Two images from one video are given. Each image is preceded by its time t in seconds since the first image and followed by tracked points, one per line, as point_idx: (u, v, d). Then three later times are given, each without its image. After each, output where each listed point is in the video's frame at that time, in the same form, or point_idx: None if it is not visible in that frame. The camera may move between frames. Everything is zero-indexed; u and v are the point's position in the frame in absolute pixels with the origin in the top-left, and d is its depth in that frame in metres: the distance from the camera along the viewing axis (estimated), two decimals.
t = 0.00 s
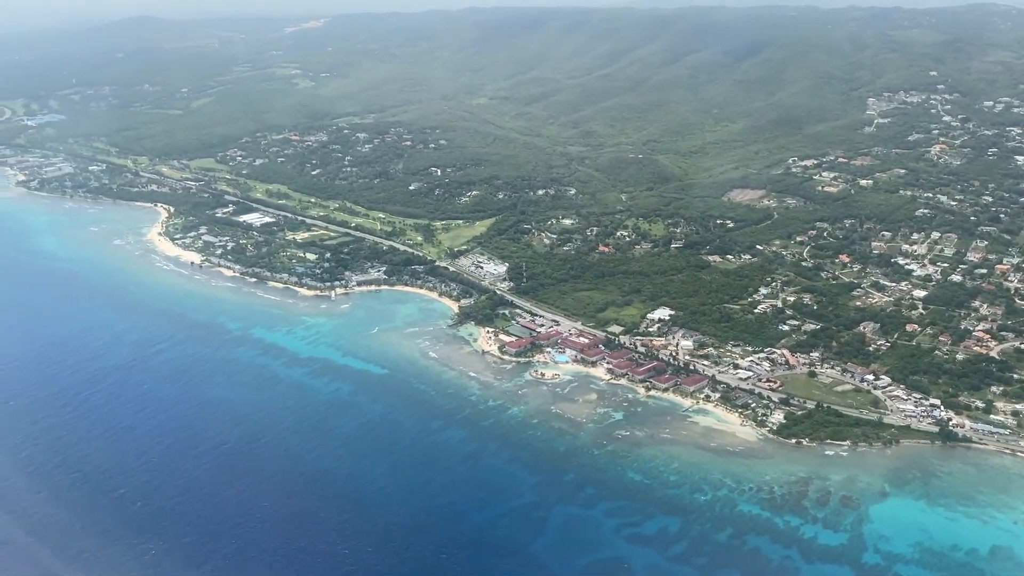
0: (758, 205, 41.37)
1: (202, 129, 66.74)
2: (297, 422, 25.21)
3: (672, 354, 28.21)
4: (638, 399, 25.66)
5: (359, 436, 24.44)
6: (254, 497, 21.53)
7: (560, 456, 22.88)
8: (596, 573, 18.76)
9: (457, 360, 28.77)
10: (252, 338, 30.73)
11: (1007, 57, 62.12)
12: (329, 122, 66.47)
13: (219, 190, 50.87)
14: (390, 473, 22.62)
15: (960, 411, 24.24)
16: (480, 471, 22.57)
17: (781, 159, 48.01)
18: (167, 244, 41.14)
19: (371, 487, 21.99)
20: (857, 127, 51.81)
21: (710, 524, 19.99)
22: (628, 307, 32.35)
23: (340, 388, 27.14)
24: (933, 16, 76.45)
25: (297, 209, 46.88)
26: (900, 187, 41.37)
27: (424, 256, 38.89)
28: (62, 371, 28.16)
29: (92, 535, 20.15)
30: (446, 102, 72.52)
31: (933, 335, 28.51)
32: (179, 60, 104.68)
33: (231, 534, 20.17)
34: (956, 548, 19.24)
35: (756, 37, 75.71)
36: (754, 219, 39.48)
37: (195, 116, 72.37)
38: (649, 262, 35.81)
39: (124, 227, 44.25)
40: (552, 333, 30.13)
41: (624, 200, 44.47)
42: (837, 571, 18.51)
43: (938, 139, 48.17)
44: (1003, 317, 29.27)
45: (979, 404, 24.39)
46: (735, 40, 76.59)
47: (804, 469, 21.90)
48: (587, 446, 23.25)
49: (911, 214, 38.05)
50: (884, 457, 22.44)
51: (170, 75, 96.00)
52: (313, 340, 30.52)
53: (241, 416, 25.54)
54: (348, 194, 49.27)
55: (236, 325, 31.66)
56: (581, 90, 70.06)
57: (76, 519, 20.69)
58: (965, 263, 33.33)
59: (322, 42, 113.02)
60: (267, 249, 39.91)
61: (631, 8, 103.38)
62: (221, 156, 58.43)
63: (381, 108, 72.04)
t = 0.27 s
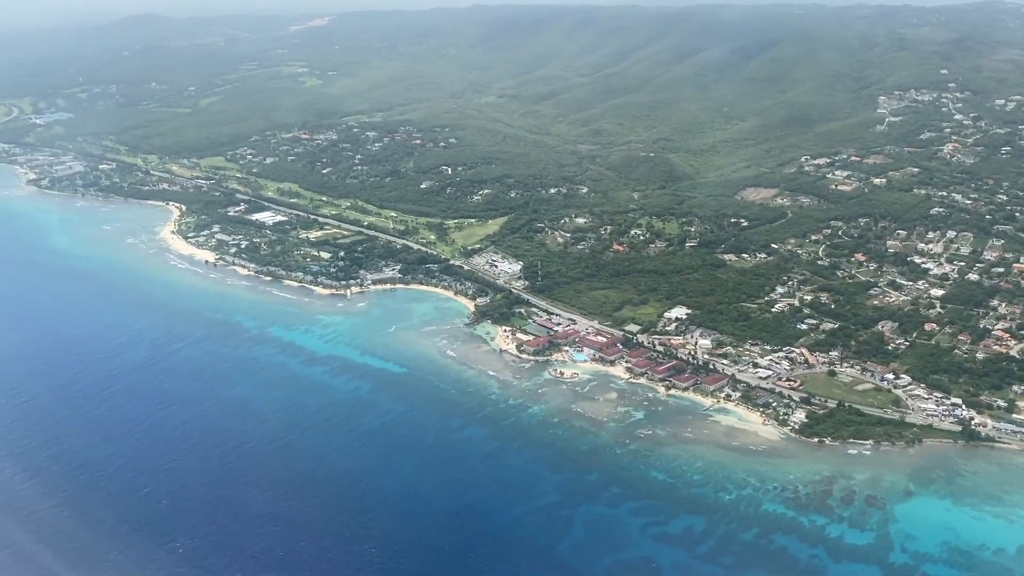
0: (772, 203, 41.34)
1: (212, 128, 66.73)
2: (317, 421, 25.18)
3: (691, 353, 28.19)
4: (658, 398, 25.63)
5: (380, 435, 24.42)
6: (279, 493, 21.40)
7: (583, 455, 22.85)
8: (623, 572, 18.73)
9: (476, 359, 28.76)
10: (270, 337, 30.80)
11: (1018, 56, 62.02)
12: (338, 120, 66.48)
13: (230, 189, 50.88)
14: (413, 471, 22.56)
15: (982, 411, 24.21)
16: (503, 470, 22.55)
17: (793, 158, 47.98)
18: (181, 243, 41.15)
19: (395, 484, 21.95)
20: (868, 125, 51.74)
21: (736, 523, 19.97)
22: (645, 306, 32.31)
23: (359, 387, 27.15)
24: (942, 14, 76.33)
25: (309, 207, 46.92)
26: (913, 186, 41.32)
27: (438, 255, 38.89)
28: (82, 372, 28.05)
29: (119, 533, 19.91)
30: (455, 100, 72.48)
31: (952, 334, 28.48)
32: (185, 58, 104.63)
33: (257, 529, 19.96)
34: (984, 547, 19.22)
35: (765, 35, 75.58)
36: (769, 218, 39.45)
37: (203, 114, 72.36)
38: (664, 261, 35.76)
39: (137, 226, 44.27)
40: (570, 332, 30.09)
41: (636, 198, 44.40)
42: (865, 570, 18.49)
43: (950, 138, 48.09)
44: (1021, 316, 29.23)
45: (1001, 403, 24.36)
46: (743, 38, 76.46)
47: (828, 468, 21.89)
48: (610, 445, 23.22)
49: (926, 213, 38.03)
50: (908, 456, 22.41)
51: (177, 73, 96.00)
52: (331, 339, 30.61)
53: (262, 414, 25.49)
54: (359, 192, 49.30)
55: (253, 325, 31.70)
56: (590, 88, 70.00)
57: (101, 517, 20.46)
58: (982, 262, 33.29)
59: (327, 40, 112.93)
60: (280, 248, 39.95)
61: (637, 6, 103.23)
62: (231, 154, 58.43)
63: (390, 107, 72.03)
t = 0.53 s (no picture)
0: (786, 202, 41.30)
1: (221, 126, 66.71)
2: (337, 419, 25.20)
3: (710, 352, 28.16)
4: (678, 397, 25.60)
5: (401, 434, 24.42)
6: (303, 493, 21.38)
7: (606, 454, 22.84)
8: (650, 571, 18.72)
9: (494, 357, 28.76)
10: (287, 336, 30.89)
11: None
12: (346, 119, 66.47)
13: (241, 187, 50.90)
14: (436, 469, 22.55)
15: (1004, 410, 24.18)
16: (526, 468, 22.54)
17: (805, 156, 47.95)
18: (194, 242, 41.18)
19: (419, 482, 21.95)
20: (880, 123, 51.65)
21: (762, 522, 19.97)
22: (662, 305, 32.27)
23: (379, 386, 27.18)
24: (951, 12, 76.17)
25: (321, 206, 46.96)
26: (928, 184, 41.26)
27: (452, 253, 38.91)
28: (102, 370, 28.05)
29: (146, 533, 19.86)
30: (463, 98, 72.42)
31: (971, 333, 28.45)
32: (191, 56, 104.58)
33: (283, 529, 19.92)
34: (1010, 546, 19.22)
35: (774, 33, 75.43)
36: (783, 217, 39.42)
37: (211, 112, 72.37)
38: (679, 259, 35.71)
39: (150, 225, 44.31)
40: (587, 330, 30.06)
41: (649, 196, 44.35)
42: (893, 570, 18.50)
43: (963, 136, 47.99)
44: None
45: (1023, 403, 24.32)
46: (752, 36, 76.32)
47: (851, 467, 21.88)
48: (632, 443, 23.20)
49: (941, 211, 37.98)
50: (931, 456, 22.39)
51: (184, 71, 95.96)
52: (349, 338, 30.72)
53: (281, 413, 25.51)
54: (370, 190, 49.34)
55: (270, 324, 31.75)
56: (598, 86, 69.91)
57: (128, 517, 20.42)
58: (1000, 260, 33.23)
59: (333, 38, 112.79)
60: (294, 246, 40.02)
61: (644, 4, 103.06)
62: (241, 152, 58.43)
63: (398, 105, 72.00)
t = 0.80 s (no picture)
0: (800, 200, 41.26)
1: (230, 124, 66.73)
2: (358, 415, 25.16)
3: (729, 350, 28.12)
4: (699, 396, 25.57)
5: (422, 430, 24.39)
6: (327, 490, 21.34)
7: (628, 453, 22.82)
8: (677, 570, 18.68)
9: (513, 356, 28.76)
10: (305, 333, 30.94)
11: None
12: (356, 116, 66.47)
13: (253, 185, 50.93)
14: (460, 466, 22.54)
15: None
16: (549, 466, 22.52)
17: (818, 154, 47.90)
18: (208, 240, 41.25)
19: (442, 480, 21.93)
20: (892, 121, 51.57)
21: (788, 521, 19.97)
22: (678, 303, 32.22)
23: (398, 384, 27.18)
24: (960, 10, 76.05)
25: (333, 204, 47.02)
26: (943, 182, 41.18)
27: (466, 251, 38.92)
28: (120, 367, 27.98)
29: (172, 531, 19.80)
30: (471, 96, 72.39)
31: (990, 332, 28.40)
32: (197, 53, 104.54)
33: (308, 527, 19.90)
34: None
35: (782, 30, 75.33)
36: (797, 215, 39.37)
37: (220, 110, 72.42)
38: (695, 257, 35.65)
39: (163, 223, 44.35)
40: (605, 328, 30.00)
41: (662, 194, 44.29)
42: (921, 569, 18.49)
43: (976, 133, 47.89)
44: None
45: None
46: (761, 33, 76.22)
47: (876, 466, 21.85)
48: (654, 442, 23.18)
49: (957, 210, 37.91)
50: (955, 454, 22.36)
51: (191, 69, 95.96)
52: (367, 336, 30.78)
53: (302, 409, 25.48)
54: (382, 188, 49.38)
55: (287, 322, 31.78)
56: (607, 84, 69.86)
57: (153, 514, 20.36)
58: (1017, 259, 33.15)
59: (339, 35, 112.74)
60: (308, 244, 40.10)
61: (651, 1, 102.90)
62: (252, 150, 58.46)
63: (406, 103, 71.99)
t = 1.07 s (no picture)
0: (814, 198, 41.22)
1: (239, 121, 66.73)
2: (379, 413, 25.17)
3: (748, 349, 28.09)
4: (720, 394, 25.55)
5: (443, 428, 24.40)
6: (352, 489, 21.34)
7: (652, 451, 22.80)
8: (705, 568, 18.66)
9: (531, 354, 28.74)
10: (322, 331, 30.96)
11: None
12: (364, 114, 66.47)
13: (264, 183, 50.95)
14: (483, 465, 22.53)
15: None
16: (572, 464, 22.49)
17: (830, 152, 47.86)
18: (222, 238, 41.30)
19: (465, 478, 21.92)
20: (904, 119, 51.50)
21: (814, 520, 19.96)
22: (695, 301, 32.18)
23: (417, 382, 27.18)
24: (970, 7, 75.96)
25: (345, 202, 47.05)
26: (957, 180, 41.13)
27: (480, 249, 38.91)
28: (139, 365, 27.96)
29: (198, 529, 19.79)
30: (480, 94, 72.35)
31: (1010, 330, 28.34)
32: (203, 50, 104.45)
33: (334, 525, 19.93)
34: None
35: (791, 28, 75.20)
36: (812, 213, 39.33)
37: (228, 107, 72.43)
38: (710, 255, 35.59)
39: (175, 221, 44.38)
40: (623, 327, 29.93)
41: (674, 192, 44.24)
42: (949, 567, 18.49)
43: (989, 131, 47.82)
44: None
45: None
46: (769, 31, 76.11)
47: (900, 465, 21.84)
48: (677, 440, 23.16)
49: (972, 208, 37.86)
50: (979, 453, 22.33)
51: (197, 66, 95.90)
52: (384, 334, 30.80)
53: (323, 407, 25.50)
54: (393, 186, 49.39)
55: (304, 320, 31.81)
56: (616, 81, 69.79)
57: (179, 513, 20.35)
58: None
59: (345, 33, 112.66)
60: (322, 242, 40.17)
61: None
62: (262, 148, 58.46)
63: (415, 101, 71.96)
